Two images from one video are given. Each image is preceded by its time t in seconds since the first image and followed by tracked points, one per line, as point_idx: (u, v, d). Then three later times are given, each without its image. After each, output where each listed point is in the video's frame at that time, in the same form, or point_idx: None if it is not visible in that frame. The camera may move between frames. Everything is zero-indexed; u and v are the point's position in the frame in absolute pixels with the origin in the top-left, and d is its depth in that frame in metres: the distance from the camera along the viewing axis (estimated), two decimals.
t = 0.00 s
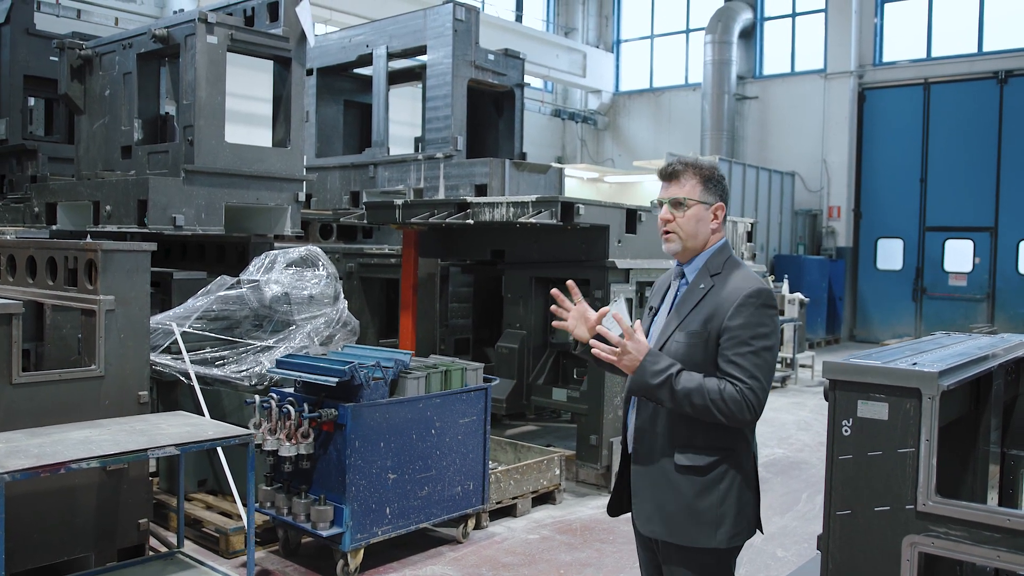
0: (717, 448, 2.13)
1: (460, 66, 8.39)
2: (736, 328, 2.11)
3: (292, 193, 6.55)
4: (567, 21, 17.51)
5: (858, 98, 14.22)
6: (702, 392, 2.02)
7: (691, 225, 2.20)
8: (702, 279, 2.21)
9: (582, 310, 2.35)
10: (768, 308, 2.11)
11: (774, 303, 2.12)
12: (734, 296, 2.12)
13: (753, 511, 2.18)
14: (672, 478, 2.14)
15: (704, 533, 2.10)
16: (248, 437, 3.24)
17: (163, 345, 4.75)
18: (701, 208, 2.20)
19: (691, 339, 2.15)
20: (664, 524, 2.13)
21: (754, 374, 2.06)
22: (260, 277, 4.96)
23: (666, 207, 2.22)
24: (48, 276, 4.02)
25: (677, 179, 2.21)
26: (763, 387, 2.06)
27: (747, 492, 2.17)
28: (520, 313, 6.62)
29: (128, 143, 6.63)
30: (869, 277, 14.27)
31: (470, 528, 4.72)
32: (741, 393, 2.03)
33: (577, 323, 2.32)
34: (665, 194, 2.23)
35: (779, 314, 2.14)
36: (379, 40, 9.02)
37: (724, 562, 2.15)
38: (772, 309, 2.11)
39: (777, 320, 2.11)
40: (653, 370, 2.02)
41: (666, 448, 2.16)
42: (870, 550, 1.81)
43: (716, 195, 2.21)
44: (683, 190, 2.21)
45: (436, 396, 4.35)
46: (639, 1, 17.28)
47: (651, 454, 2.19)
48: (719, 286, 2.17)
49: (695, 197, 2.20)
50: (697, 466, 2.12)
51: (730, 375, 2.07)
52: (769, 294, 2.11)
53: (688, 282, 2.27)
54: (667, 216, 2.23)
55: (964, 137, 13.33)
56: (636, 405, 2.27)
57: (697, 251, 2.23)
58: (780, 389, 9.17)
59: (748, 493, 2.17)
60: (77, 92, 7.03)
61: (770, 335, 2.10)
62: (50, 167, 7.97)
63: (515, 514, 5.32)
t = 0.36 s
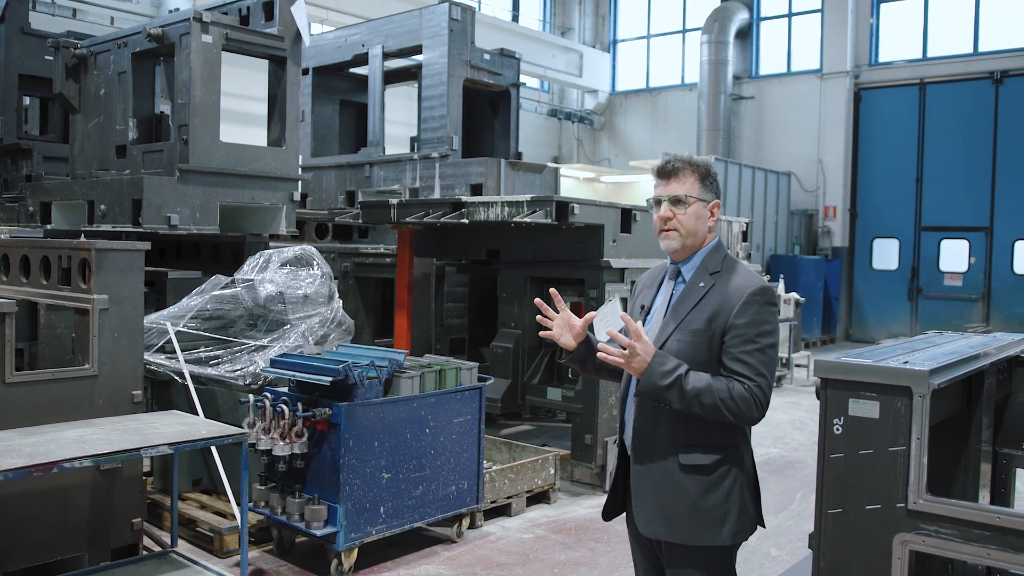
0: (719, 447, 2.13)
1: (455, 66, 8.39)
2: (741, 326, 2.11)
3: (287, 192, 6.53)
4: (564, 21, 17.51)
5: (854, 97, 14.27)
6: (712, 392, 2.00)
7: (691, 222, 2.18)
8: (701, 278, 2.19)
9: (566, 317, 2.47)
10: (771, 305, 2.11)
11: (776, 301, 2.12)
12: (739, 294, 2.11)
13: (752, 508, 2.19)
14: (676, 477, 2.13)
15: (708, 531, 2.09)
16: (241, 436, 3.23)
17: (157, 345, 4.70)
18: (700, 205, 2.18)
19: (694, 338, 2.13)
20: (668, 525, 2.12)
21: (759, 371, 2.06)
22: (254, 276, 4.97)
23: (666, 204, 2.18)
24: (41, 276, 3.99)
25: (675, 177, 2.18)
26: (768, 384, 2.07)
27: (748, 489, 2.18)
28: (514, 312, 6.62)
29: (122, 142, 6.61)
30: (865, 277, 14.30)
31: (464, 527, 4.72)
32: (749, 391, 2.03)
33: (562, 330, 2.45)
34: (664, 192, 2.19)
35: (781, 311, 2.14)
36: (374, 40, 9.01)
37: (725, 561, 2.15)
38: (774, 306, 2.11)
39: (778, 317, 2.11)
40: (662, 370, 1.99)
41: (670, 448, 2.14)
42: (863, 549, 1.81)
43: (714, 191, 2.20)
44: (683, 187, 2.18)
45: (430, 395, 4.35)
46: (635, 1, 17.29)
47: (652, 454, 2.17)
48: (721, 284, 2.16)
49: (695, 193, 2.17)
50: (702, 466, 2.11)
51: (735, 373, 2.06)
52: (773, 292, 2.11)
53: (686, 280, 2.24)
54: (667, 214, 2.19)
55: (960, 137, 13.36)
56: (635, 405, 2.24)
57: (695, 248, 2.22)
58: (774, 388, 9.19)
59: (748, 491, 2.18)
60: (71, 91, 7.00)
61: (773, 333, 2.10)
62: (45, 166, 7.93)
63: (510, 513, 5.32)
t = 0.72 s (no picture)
0: (701, 445, 2.13)
1: (441, 65, 8.38)
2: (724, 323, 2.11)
3: (272, 191, 6.50)
4: (550, 21, 17.52)
5: (839, 98, 14.38)
6: (694, 386, 2.00)
7: (681, 222, 2.18)
8: (684, 277, 2.19)
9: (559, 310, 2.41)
10: (754, 304, 2.12)
11: (759, 299, 2.13)
12: (722, 292, 2.12)
13: (734, 507, 2.20)
14: (658, 475, 2.13)
15: (691, 529, 2.10)
16: (226, 437, 3.21)
17: (141, 345, 4.72)
18: (689, 206, 2.19)
19: (677, 335, 2.13)
20: (650, 522, 2.12)
21: (742, 368, 2.07)
22: (238, 275, 4.91)
23: (655, 205, 2.18)
24: (23, 275, 3.94)
25: (660, 178, 2.18)
26: (749, 382, 2.08)
27: (729, 486, 2.18)
28: (501, 311, 6.65)
29: (106, 140, 6.55)
30: (848, 276, 14.41)
31: (450, 527, 4.72)
32: (732, 388, 2.04)
33: (554, 322, 2.39)
34: (653, 192, 2.18)
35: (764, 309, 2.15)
36: (360, 38, 8.98)
37: (708, 559, 2.15)
38: (757, 304, 2.12)
39: (761, 316, 2.12)
40: (645, 363, 1.99)
41: (651, 446, 2.15)
42: (846, 547, 1.82)
43: (700, 192, 2.21)
44: (672, 187, 2.18)
45: (416, 395, 4.34)
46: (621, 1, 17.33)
47: (635, 451, 2.17)
48: (705, 282, 2.17)
49: (684, 194, 2.18)
50: (683, 463, 2.11)
51: (718, 370, 2.07)
52: (755, 291, 2.12)
53: (670, 279, 2.25)
54: (656, 214, 2.18)
55: (943, 138, 13.47)
56: (618, 401, 2.24)
57: (680, 247, 2.23)
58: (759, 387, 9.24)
59: (730, 489, 2.18)
60: (54, 89, 6.95)
61: (755, 331, 2.11)
62: (27, 165, 7.84)
63: (495, 513, 5.32)
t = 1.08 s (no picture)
0: (685, 442, 2.14)
1: (423, 63, 8.36)
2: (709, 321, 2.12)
3: (253, 190, 6.45)
4: (531, 21, 17.52)
5: (818, 98, 14.51)
6: (682, 383, 2.00)
7: (665, 222, 2.19)
8: (669, 275, 2.20)
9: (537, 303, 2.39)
10: (739, 301, 2.13)
11: (743, 297, 2.15)
12: (707, 290, 2.12)
13: (718, 504, 2.21)
14: (643, 473, 2.13)
15: (676, 526, 2.10)
16: (207, 436, 3.19)
17: (120, 344, 4.64)
18: (673, 205, 2.20)
19: (662, 332, 2.13)
20: (636, 520, 2.12)
21: (727, 366, 2.07)
22: (220, 274, 4.88)
23: (640, 204, 2.18)
24: None
25: (645, 177, 2.18)
26: (734, 379, 2.08)
27: (714, 482, 2.20)
28: (483, 311, 6.65)
29: (84, 138, 6.47)
30: (828, 276, 14.54)
31: (432, 526, 4.71)
32: (719, 386, 2.04)
33: (531, 316, 2.37)
34: (638, 192, 2.18)
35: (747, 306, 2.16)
36: (341, 36, 8.93)
37: (692, 555, 2.16)
38: (741, 302, 2.13)
39: (745, 313, 2.13)
40: (636, 359, 1.98)
41: (637, 443, 2.15)
42: (830, 543, 1.83)
43: (684, 191, 2.22)
44: (657, 186, 2.18)
45: (398, 394, 4.32)
46: (603, 1, 17.37)
47: (620, 449, 2.17)
48: (689, 280, 2.17)
49: (668, 194, 2.19)
50: (668, 461, 2.12)
51: (704, 367, 2.07)
52: (740, 288, 2.13)
53: (654, 278, 2.25)
54: (641, 214, 2.19)
55: (920, 139, 13.62)
56: (603, 399, 2.24)
57: (665, 247, 2.23)
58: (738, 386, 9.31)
59: (714, 485, 2.19)
60: (31, 86, 6.85)
61: (740, 329, 2.12)
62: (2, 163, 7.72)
63: (478, 511, 5.32)
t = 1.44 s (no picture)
0: (677, 440, 2.15)
1: (407, 62, 8.33)
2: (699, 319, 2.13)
3: (237, 188, 6.41)
4: (514, 20, 17.53)
5: (800, 98, 14.62)
6: (676, 380, 2.00)
7: (655, 220, 2.19)
8: (659, 274, 2.20)
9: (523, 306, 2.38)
10: (730, 300, 2.14)
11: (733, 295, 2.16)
12: (697, 289, 2.13)
13: (708, 502, 2.22)
14: (634, 471, 2.13)
15: (667, 525, 2.10)
16: (192, 436, 3.16)
17: (102, 344, 4.58)
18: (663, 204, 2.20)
19: (654, 330, 2.14)
20: (627, 517, 2.12)
21: (719, 363, 2.09)
22: (203, 273, 4.83)
23: (631, 202, 2.18)
24: None
25: (636, 175, 2.18)
26: (725, 377, 2.09)
27: (703, 480, 2.21)
28: (468, 310, 6.67)
29: (65, 136, 6.40)
30: (809, 275, 14.66)
31: (418, 526, 4.70)
32: (711, 383, 2.05)
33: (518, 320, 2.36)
34: (628, 189, 2.18)
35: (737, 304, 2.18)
36: (325, 35, 8.89)
37: (682, 552, 2.17)
38: (732, 300, 2.14)
39: (735, 312, 2.15)
40: (630, 354, 1.97)
41: (628, 441, 2.15)
42: (818, 539, 1.84)
43: (673, 190, 2.22)
44: (647, 184, 2.18)
45: (384, 393, 4.30)
46: (586, 1, 17.40)
47: (612, 448, 2.17)
48: (679, 280, 2.18)
49: (659, 192, 2.18)
50: (660, 459, 2.12)
51: (696, 365, 2.08)
52: (730, 287, 2.15)
53: (644, 276, 2.25)
54: (632, 211, 2.19)
55: (901, 139, 13.74)
56: (594, 398, 2.24)
57: (655, 244, 2.23)
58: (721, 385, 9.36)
59: (704, 483, 2.20)
60: (11, 83, 6.78)
61: (730, 326, 2.13)
62: None
63: (463, 511, 5.31)
